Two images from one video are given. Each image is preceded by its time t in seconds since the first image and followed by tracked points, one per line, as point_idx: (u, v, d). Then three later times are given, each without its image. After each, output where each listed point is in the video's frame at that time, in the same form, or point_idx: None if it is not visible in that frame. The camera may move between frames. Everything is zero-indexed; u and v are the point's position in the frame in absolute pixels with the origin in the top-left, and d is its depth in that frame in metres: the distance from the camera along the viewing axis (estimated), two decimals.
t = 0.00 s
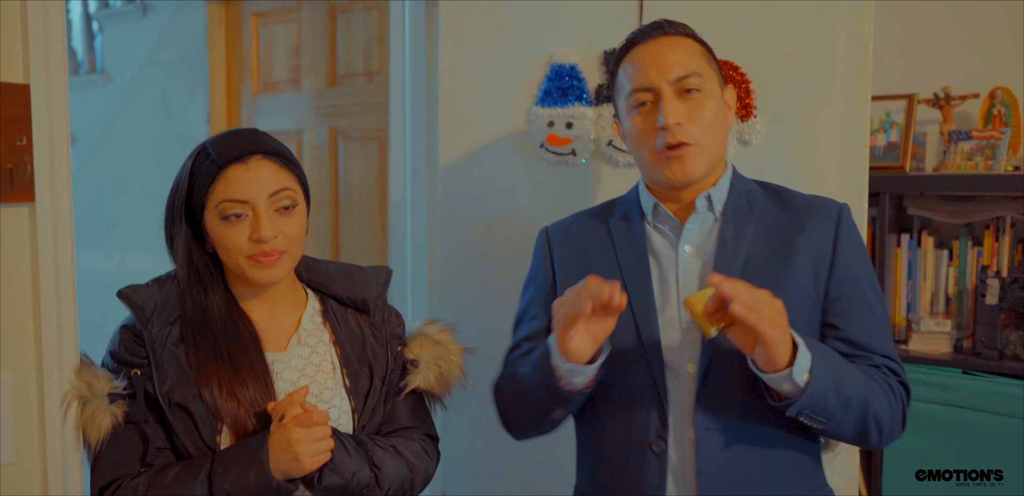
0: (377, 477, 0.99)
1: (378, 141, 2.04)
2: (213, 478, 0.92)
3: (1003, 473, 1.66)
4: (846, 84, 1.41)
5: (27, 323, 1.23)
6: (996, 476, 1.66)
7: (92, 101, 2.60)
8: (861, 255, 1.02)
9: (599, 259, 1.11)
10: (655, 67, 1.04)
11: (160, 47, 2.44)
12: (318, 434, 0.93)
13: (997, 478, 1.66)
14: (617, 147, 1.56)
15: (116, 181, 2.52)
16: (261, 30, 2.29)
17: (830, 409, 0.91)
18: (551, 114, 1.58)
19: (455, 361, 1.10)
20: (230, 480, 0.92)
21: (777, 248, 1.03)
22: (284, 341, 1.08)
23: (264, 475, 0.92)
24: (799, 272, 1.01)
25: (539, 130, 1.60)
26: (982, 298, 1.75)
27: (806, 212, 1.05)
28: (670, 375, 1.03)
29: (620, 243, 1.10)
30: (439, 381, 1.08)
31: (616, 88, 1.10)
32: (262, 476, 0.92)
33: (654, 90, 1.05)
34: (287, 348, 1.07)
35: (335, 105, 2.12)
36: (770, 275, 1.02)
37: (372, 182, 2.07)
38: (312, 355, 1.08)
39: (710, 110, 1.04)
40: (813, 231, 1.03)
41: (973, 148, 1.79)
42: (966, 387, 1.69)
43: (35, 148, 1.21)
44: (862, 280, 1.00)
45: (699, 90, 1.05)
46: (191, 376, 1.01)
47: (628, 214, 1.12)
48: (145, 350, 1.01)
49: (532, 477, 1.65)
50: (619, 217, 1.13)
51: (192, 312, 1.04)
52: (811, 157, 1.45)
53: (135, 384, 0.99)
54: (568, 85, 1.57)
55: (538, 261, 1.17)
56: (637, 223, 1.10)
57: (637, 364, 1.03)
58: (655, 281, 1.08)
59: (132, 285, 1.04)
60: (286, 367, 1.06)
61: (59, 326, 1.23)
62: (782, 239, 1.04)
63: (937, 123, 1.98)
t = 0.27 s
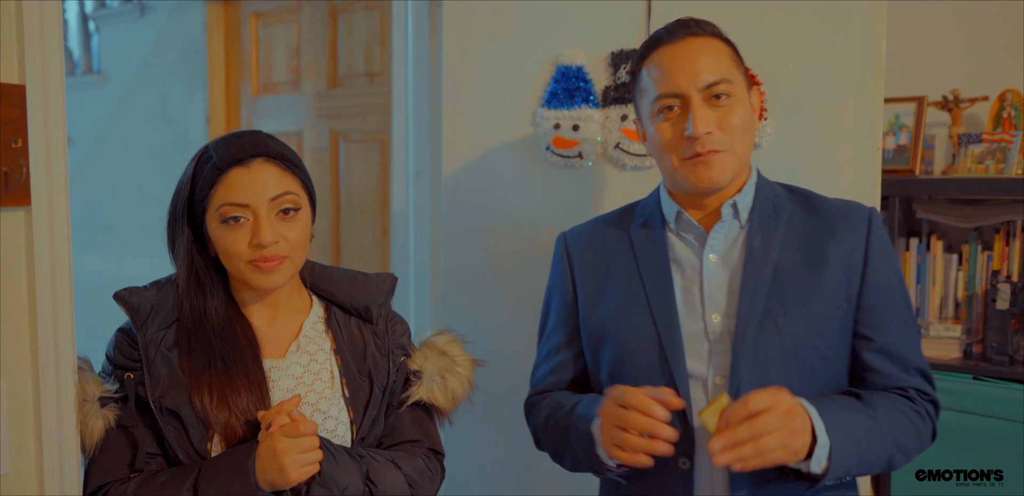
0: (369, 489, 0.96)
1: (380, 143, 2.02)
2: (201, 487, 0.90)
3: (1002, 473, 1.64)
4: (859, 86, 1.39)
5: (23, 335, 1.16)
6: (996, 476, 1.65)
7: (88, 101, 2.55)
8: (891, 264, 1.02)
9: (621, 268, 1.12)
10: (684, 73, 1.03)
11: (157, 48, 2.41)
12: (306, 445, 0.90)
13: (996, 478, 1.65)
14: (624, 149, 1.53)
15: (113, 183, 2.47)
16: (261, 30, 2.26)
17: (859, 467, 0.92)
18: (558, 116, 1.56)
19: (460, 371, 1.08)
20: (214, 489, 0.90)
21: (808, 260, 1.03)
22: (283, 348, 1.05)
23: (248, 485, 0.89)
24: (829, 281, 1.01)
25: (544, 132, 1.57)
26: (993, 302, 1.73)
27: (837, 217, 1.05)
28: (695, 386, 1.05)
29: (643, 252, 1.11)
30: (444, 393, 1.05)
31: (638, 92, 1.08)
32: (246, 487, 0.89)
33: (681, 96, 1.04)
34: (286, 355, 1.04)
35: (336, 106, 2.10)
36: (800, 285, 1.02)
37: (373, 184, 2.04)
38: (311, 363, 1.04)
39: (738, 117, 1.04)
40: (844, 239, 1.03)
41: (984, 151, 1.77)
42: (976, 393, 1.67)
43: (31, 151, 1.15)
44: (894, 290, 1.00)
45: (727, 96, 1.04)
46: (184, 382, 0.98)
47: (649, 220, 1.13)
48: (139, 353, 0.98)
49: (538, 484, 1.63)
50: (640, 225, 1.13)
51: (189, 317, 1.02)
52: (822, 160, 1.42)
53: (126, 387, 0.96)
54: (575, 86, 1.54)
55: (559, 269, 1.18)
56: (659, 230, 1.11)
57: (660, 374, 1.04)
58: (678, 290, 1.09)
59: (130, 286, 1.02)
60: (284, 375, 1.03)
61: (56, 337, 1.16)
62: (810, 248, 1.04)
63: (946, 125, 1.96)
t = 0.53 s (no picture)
0: None
1: (382, 141, 1.99)
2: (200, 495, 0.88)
3: (1002, 473, 1.60)
4: (873, 81, 1.36)
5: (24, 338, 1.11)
6: (996, 476, 1.61)
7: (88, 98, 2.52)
8: (920, 265, 1.02)
9: (642, 270, 1.13)
10: (709, 68, 1.04)
11: (155, 45, 2.37)
12: (308, 454, 0.88)
13: (997, 479, 1.61)
14: (633, 147, 1.49)
15: (112, 182, 2.44)
16: (261, 26, 2.22)
17: (881, 483, 0.94)
18: (564, 113, 1.53)
19: (469, 375, 1.05)
20: None
21: (837, 260, 1.04)
22: (287, 352, 1.03)
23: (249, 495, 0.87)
24: (858, 283, 1.02)
25: (551, 129, 1.55)
26: (1005, 302, 1.71)
27: (865, 219, 1.06)
28: (721, 391, 1.06)
29: (666, 254, 1.12)
30: (452, 398, 1.02)
31: (663, 86, 1.09)
32: None
33: (706, 91, 1.05)
34: (289, 360, 1.02)
35: (338, 104, 2.06)
36: (828, 287, 1.03)
37: (376, 183, 2.02)
38: (316, 367, 1.01)
39: (764, 114, 1.04)
40: (874, 240, 1.04)
41: (996, 149, 1.75)
42: (986, 393, 1.64)
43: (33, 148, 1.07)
44: (926, 292, 1.01)
45: (753, 93, 1.04)
46: (185, 387, 0.95)
47: (671, 222, 1.15)
48: (138, 358, 0.96)
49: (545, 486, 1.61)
50: (662, 226, 1.15)
51: (190, 320, 0.99)
52: (835, 157, 1.40)
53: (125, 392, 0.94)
54: (582, 83, 1.52)
55: (579, 272, 1.19)
56: (682, 231, 1.13)
57: (684, 376, 1.05)
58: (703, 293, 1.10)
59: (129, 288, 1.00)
60: (288, 379, 1.00)
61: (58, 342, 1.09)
62: (839, 250, 1.05)
63: (956, 123, 1.94)
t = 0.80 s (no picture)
0: None
1: (372, 138, 1.95)
2: None
3: (1002, 472, 1.58)
4: (873, 76, 1.34)
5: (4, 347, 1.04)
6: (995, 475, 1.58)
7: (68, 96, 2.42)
8: (930, 267, 1.02)
9: (643, 271, 1.14)
10: (717, 59, 1.04)
11: (138, 40, 2.33)
12: (322, 461, 0.87)
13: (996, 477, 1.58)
14: (629, 144, 1.46)
15: (93, 180, 2.37)
16: (246, 20, 2.16)
17: (887, 490, 0.93)
18: (559, 109, 1.50)
19: (467, 376, 1.06)
20: None
21: (845, 263, 1.03)
22: (285, 357, 1.01)
23: None
24: (867, 284, 1.01)
25: (545, 125, 1.52)
26: (1003, 301, 1.70)
27: (873, 220, 1.05)
28: (727, 395, 1.05)
29: (668, 255, 1.12)
30: (453, 400, 1.03)
31: (671, 79, 1.10)
32: None
33: (712, 84, 1.05)
34: (288, 364, 1.00)
35: (325, 100, 2.02)
36: (835, 288, 1.02)
37: (365, 181, 1.98)
38: (315, 371, 1.01)
39: (771, 111, 1.04)
40: (881, 241, 1.03)
41: (994, 146, 1.74)
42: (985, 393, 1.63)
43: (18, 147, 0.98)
44: (935, 293, 1.00)
45: (761, 89, 1.04)
46: (181, 396, 0.94)
47: (674, 222, 1.15)
48: (130, 366, 0.94)
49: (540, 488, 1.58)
50: (665, 226, 1.15)
51: (183, 325, 0.98)
52: (834, 153, 1.38)
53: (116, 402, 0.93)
54: (577, 78, 1.49)
55: (581, 273, 1.20)
56: (683, 231, 1.13)
57: (687, 376, 1.05)
58: (706, 295, 1.10)
59: (117, 293, 0.97)
60: (287, 385, 0.99)
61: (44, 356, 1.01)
62: (845, 251, 1.04)
63: (951, 120, 1.93)
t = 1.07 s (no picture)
0: None
1: (364, 136, 1.92)
2: None
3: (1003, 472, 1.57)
4: (877, 75, 1.32)
5: None
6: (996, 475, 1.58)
7: (55, 94, 2.37)
8: (924, 268, 0.98)
9: (634, 268, 1.12)
10: (707, 46, 1.04)
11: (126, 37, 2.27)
12: (334, 471, 0.85)
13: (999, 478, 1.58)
14: (627, 142, 1.44)
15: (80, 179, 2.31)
16: (236, 17, 2.13)
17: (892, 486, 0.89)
18: (556, 107, 1.47)
19: (474, 384, 1.05)
20: None
21: (835, 261, 1.01)
22: (289, 362, 0.99)
23: None
24: (859, 284, 0.98)
25: (542, 123, 1.49)
26: (1003, 301, 1.68)
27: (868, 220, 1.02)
28: (712, 393, 1.03)
29: (658, 251, 1.10)
30: (461, 408, 1.02)
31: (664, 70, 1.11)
32: None
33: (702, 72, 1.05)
34: (292, 370, 0.98)
35: (317, 98, 1.99)
36: (826, 287, 0.99)
37: (357, 180, 1.94)
38: (320, 378, 0.99)
39: (757, 99, 1.02)
40: (875, 241, 1.00)
41: (993, 144, 1.73)
42: (986, 394, 1.60)
43: None
44: (926, 294, 0.97)
45: (749, 77, 1.03)
46: (184, 401, 0.91)
47: (667, 219, 1.13)
48: (130, 370, 0.91)
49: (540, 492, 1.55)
50: (658, 223, 1.13)
51: (185, 327, 0.95)
52: (838, 153, 1.36)
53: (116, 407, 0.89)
54: (574, 75, 1.46)
55: (574, 270, 1.18)
56: (676, 228, 1.10)
57: (674, 375, 1.03)
58: (697, 292, 1.07)
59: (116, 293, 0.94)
60: (292, 391, 0.96)
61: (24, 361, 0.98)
62: (839, 250, 1.01)
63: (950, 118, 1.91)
